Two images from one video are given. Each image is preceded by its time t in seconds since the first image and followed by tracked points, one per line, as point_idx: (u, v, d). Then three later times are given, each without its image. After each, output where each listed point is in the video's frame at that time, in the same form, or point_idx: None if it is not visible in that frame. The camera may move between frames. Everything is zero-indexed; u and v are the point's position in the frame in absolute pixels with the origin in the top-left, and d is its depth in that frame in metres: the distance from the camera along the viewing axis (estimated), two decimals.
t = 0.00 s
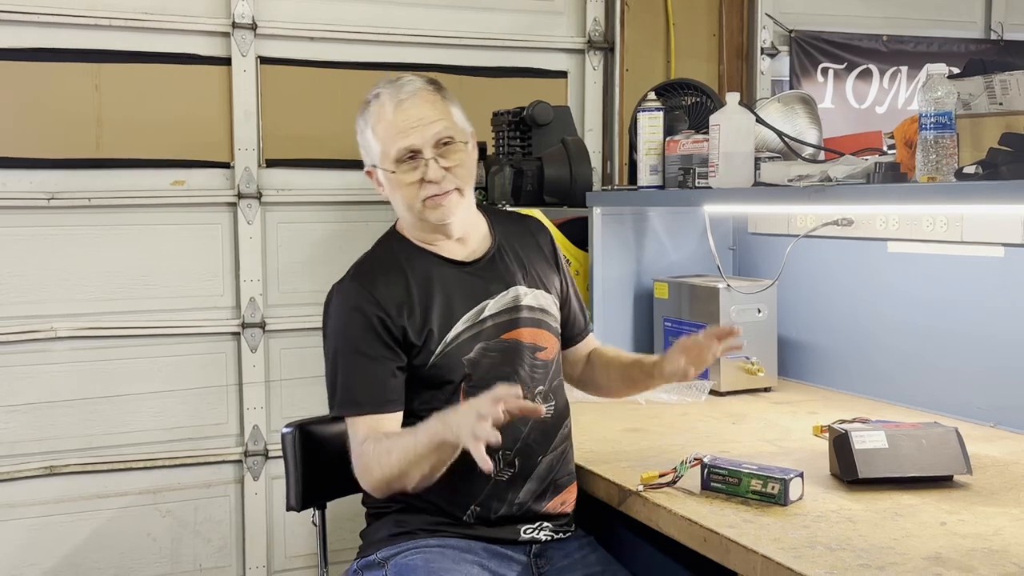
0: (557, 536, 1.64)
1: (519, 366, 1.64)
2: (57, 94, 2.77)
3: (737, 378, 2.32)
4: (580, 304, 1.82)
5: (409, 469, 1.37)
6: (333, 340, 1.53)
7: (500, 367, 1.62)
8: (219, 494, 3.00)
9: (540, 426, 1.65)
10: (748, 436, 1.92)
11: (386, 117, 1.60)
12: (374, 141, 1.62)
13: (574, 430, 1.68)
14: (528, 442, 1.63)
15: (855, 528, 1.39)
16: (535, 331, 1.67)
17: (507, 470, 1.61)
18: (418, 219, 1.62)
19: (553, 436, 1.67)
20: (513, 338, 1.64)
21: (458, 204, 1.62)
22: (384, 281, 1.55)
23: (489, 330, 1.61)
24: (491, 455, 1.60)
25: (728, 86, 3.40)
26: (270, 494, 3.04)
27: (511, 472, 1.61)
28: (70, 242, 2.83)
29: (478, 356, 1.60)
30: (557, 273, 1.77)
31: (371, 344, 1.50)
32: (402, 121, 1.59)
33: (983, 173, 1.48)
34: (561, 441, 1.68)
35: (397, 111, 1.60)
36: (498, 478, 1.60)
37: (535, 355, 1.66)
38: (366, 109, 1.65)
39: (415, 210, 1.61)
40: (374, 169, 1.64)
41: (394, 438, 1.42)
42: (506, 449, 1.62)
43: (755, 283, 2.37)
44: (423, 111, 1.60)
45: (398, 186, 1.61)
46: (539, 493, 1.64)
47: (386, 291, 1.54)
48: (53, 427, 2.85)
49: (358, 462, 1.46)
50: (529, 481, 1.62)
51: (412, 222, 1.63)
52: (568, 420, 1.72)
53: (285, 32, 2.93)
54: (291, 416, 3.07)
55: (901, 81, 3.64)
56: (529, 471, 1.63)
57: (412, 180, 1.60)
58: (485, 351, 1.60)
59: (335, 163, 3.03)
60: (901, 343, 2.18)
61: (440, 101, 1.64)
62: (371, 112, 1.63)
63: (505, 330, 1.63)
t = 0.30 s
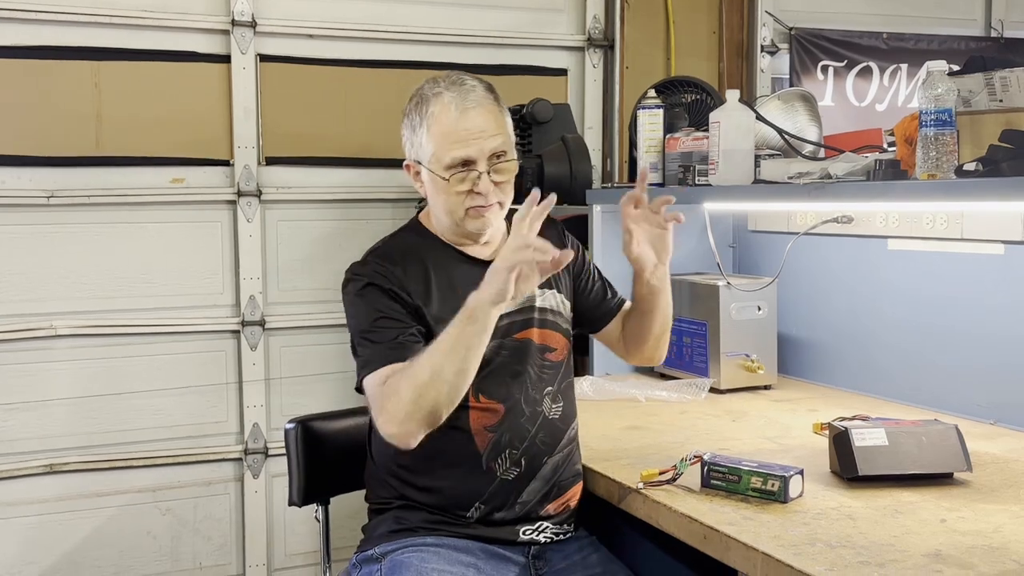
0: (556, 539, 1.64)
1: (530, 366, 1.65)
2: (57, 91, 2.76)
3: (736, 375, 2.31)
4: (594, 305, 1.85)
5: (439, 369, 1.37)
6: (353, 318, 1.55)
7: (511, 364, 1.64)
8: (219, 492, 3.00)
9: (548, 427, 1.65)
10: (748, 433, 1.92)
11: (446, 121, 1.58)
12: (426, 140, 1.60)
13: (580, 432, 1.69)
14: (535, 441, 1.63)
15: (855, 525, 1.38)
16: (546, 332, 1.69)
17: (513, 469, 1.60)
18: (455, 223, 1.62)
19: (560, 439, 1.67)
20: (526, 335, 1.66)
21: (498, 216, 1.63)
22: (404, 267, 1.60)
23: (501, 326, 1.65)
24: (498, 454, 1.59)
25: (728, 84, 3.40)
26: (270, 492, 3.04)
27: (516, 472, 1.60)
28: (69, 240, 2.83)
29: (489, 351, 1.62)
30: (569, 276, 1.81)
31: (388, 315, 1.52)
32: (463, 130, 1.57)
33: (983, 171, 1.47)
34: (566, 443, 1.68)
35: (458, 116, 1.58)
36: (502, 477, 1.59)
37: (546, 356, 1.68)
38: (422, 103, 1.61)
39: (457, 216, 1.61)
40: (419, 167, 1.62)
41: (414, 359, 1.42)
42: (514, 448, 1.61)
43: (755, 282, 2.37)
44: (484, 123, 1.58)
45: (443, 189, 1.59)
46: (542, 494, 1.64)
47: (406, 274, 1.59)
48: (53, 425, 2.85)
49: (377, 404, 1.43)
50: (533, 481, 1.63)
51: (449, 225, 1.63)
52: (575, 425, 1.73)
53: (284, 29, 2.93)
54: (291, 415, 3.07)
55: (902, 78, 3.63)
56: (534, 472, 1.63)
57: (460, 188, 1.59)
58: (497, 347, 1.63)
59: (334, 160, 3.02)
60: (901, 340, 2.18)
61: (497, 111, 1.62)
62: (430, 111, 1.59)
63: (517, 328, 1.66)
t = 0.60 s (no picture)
0: (556, 538, 1.64)
1: (534, 370, 1.64)
2: (56, 89, 2.76)
3: (737, 373, 2.31)
4: (598, 320, 1.85)
5: (414, 392, 1.39)
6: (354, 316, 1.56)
7: (516, 368, 1.63)
8: (219, 490, 3.00)
9: (549, 429, 1.64)
10: (748, 431, 1.92)
11: (468, 121, 1.58)
12: (447, 139, 1.60)
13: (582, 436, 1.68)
14: (535, 443, 1.63)
15: (855, 522, 1.38)
16: (552, 335, 1.68)
17: (512, 470, 1.60)
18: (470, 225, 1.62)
19: (561, 441, 1.66)
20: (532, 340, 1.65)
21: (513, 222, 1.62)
22: (411, 267, 1.60)
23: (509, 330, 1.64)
24: (498, 454, 1.59)
25: (729, 81, 3.39)
26: (270, 489, 3.04)
27: (515, 472, 1.60)
28: (68, 238, 2.83)
29: (495, 354, 1.62)
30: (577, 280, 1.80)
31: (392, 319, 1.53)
32: (484, 130, 1.57)
33: (983, 168, 1.48)
34: (567, 445, 1.68)
35: (481, 118, 1.57)
36: (502, 477, 1.59)
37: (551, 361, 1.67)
38: (446, 100, 1.60)
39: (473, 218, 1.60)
40: (439, 165, 1.62)
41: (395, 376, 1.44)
42: (513, 449, 1.60)
43: (755, 279, 2.37)
44: (507, 124, 1.58)
45: (462, 188, 1.59)
46: (541, 496, 1.64)
47: (413, 275, 1.59)
48: (53, 423, 2.86)
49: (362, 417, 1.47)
50: (532, 482, 1.63)
51: (465, 226, 1.63)
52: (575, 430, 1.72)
53: (283, 27, 2.93)
54: (291, 413, 3.07)
55: (902, 76, 3.63)
56: (533, 473, 1.62)
57: (478, 188, 1.58)
58: (502, 351, 1.62)
59: (334, 158, 3.02)
60: (901, 337, 2.18)
61: (520, 115, 1.61)
62: (454, 109, 1.59)
63: (523, 332, 1.65)
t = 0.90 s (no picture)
0: (556, 534, 1.65)
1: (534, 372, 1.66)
2: (55, 87, 2.76)
3: (736, 372, 2.31)
4: (597, 334, 1.86)
5: (417, 437, 1.44)
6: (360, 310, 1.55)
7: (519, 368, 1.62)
8: (219, 488, 3.00)
9: (548, 430, 1.65)
10: (748, 429, 1.92)
11: (485, 106, 1.61)
12: (462, 124, 1.62)
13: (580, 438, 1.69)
14: (535, 444, 1.63)
15: (855, 520, 1.38)
16: (553, 340, 1.69)
17: (511, 470, 1.60)
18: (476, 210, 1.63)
19: (560, 442, 1.67)
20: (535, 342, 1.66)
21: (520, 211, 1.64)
22: (420, 266, 1.58)
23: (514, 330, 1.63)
24: (498, 454, 1.59)
25: (729, 79, 3.39)
26: (270, 487, 3.04)
27: (514, 473, 1.60)
28: (66, 236, 2.83)
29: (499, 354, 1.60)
30: (579, 287, 1.81)
31: (398, 320, 1.53)
32: (500, 115, 1.60)
33: (983, 165, 1.47)
34: (566, 447, 1.69)
35: (498, 104, 1.61)
36: (501, 478, 1.59)
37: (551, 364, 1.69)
38: (463, 87, 1.64)
39: (480, 202, 1.62)
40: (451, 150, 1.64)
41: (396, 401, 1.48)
42: (513, 450, 1.60)
43: (754, 276, 2.36)
44: (522, 113, 1.62)
45: (473, 173, 1.61)
46: (539, 496, 1.64)
47: (421, 274, 1.58)
48: (53, 420, 2.86)
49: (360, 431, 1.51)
50: (531, 483, 1.63)
51: (470, 212, 1.64)
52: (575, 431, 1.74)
53: (283, 25, 2.93)
54: (291, 410, 3.07)
55: (902, 74, 3.63)
56: (532, 474, 1.62)
57: (490, 171, 1.61)
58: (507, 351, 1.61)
59: (334, 156, 3.02)
60: (901, 335, 2.18)
61: (536, 107, 1.65)
62: (472, 94, 1.62)
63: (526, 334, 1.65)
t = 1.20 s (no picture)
0: (556, 531, 1.66)
1: (536, 375, 1.66)
2: (55, 86, 2.76)
3: (736, 370, 2.31)
4: (602, 336, 1.86)
5: (425, 409, 1.48)
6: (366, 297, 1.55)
7: (519, 369, 1.63)
8: (219, 487, 3.01)
9: (547, 432, 1.66)
10: (748, 428, 1.93)
11: (485, 89, 1.66)
12: (463, 109, 1.68)
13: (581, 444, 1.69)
14: (535, 446, 1.63)
15: (854, 519, 1.39)
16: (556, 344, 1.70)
17: (510, 472, 1.60)
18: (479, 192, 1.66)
19: (559, 444, 1.67)
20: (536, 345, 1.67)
21: (522, 189, 1.66)
22: (428, 257, 1.59)
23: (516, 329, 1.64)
24: (496, 456, 1.59)
25: (728, 77, 3.39)
26: (270, 486, 3.04)
27: (513, 474, 1.60)
28: (66, 235, 2.83)
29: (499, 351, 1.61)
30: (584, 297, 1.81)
31: (405, 309, 1.53)
32: (499, 94, 1.65)
33: (982, 164, 1.47)
34: (567, 451, 1.69)
35: (499, 86, 1.67)
36: (499, 479, 1.59)
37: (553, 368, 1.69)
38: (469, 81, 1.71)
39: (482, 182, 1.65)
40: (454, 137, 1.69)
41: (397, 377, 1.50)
42: (511, 451, 1.60)
43: (754, 276, 2.37)
44: (522, 94, 1.67)
45: (475, 153, 1.65)
46: (538, 497, 1.64)
47: (429, 265, 1.59)
48: (52, 419, 2.86)
49: (360, 413, 1.51)
50: (530, 485, 1.63)
51: (473, 196, 1.66)
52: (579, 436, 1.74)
53: (283, 24, 2.93)
54: (291, 409, 3.07)
55: (901, 73, 3.63)
56: (531, 476, 1.63)
57: (491, 149, 1.65)
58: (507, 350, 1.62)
59: (334, 155, 3.02)
60: (901, 334, 2.18)
61: (538, 94, 1.70)
62: (474, 81, 1.69)
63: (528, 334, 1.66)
